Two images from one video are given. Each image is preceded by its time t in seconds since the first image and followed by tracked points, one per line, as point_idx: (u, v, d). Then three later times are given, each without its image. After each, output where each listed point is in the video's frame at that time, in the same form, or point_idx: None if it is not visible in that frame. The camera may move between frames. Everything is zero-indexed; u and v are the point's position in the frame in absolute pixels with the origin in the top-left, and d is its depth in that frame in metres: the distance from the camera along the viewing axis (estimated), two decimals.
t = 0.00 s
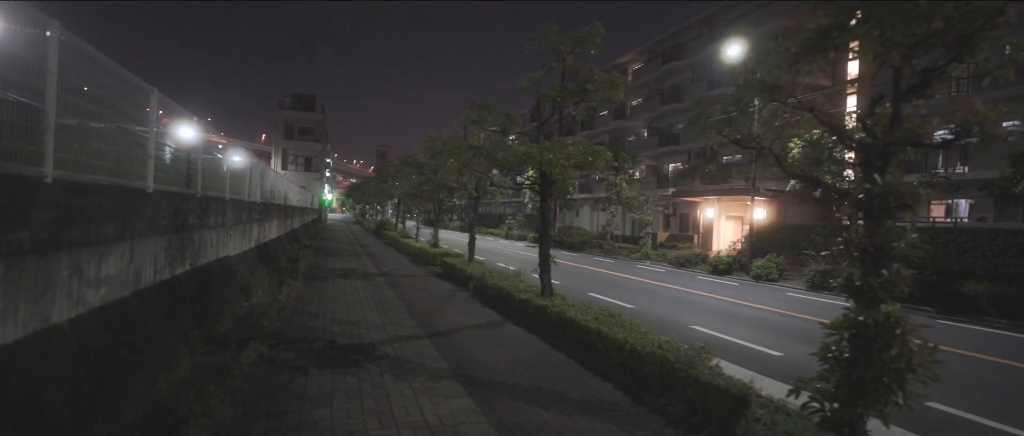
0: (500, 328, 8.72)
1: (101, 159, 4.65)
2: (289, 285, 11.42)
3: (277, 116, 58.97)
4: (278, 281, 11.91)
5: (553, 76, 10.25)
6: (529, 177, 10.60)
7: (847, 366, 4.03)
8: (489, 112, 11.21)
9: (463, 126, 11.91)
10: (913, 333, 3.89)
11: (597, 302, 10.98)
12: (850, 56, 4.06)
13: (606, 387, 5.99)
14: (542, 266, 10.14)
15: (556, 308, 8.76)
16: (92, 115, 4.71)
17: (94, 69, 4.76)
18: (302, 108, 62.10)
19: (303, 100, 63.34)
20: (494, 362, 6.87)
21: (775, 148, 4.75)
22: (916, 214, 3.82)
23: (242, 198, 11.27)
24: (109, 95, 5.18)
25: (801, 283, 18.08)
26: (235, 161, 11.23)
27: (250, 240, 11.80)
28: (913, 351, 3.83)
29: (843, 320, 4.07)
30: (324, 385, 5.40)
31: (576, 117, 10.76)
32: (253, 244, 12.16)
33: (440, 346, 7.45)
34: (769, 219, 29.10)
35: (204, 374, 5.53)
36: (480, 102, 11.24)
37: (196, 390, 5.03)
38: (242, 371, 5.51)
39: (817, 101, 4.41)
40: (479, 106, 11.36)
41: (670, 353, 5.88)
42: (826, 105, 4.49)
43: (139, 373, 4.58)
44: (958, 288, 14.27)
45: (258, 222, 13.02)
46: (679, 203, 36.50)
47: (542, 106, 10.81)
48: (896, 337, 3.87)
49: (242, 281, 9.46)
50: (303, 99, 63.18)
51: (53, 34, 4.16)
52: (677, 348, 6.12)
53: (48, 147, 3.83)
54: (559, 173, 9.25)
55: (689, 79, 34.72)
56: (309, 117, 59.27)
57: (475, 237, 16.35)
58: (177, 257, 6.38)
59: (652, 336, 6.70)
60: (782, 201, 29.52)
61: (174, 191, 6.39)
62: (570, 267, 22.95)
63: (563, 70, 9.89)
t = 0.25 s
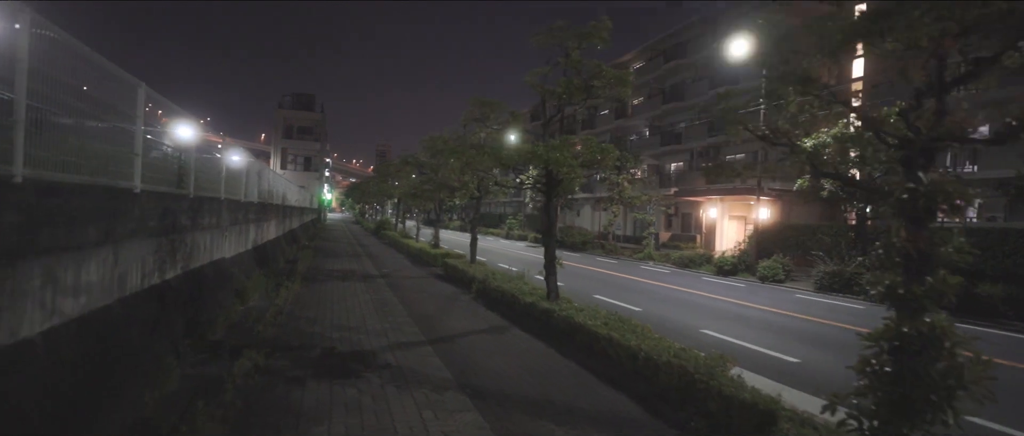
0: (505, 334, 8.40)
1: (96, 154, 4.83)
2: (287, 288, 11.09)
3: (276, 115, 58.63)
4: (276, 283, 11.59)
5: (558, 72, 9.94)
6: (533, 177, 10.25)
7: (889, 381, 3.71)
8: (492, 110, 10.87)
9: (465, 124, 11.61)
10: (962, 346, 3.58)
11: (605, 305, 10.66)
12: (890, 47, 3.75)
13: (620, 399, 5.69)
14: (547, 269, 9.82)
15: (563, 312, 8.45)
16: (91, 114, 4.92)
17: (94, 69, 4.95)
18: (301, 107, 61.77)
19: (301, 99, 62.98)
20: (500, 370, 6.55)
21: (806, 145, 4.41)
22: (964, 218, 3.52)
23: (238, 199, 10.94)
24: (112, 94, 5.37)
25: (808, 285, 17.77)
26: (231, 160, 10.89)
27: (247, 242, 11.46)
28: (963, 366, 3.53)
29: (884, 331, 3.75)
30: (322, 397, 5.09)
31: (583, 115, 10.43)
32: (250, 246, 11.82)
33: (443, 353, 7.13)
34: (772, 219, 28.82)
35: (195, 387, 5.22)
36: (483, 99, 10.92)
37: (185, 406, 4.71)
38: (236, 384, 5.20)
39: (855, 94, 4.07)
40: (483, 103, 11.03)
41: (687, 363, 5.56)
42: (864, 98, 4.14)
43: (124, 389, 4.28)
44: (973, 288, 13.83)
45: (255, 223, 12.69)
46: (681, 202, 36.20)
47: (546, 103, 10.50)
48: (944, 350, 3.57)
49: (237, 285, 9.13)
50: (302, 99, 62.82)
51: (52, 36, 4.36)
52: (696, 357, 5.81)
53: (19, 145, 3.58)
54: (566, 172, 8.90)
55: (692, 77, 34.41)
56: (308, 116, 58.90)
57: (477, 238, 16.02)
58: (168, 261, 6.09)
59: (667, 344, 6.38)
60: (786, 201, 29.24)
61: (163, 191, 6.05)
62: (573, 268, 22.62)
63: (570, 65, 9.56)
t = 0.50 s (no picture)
0: (512, 338, 8.05)
1: (99, 157, 4.72)
2: (285, 290, 10.75)
3: (275, 115, 58.25)
4: (273, 285, 11.24)
5: (567, 66, 9.58)
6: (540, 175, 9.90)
7: (944, 397, 3.38)
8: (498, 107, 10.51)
9: (470, 121, 11.24)
10: None
11: (614, 308, 10.31)
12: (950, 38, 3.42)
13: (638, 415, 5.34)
14: (555, 271, 9.49)
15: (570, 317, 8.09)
16: (87, 112, 4.72)
17: (84, 63, 4.72)
18: (300, 107, 61.43)
19: (301, 99, 62.63)
20: (509, 379, 6.21)
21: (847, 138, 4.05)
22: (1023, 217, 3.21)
23: (235, 198, 10.57)
24: (113, 94, 5.26)
25: (817, 286, 17.45)
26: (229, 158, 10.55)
27: (245, 242, 11.11)
28: None
29: (937, 343, 3.44)
30: (321, 410, 4.77)
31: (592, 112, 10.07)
32: (247, 247, 11.46)
33: (449, 359, 6.80)
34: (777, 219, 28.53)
35: (185, 398, 4.88)
36: (489, 96, 10.57)
37: (175, 420, 4.37)
38: (229, 397, 4.87)
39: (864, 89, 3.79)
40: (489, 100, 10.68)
41: (710, 372, 5.23)
42: (909, 87, 3.80)
43: (110, 403, 3.95)
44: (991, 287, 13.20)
45: (253, 223, 12.34)
46: (684, 202, 35.88)
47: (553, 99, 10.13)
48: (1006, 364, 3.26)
49: (233, 287, 8.78)
50: (301, 98, 62.47)
51: (46, 32, 4.26)
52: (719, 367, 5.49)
53: None
54: (576, 171, 8.53)
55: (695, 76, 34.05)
56: (307, 116, 58.57)
57: (480, 238, 15.69)
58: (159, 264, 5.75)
59: (686, 351, 6.04)
60: (790, 201, 28.94)
61: (154, 190, 5.69)
62: (577, 268, 22.31)
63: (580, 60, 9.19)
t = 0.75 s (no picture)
0: (520, 343, 7.74)
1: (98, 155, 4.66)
2: (285, 292, 10.43)
3: (274, 114, 57.90)
4: (272, 287, 10.92)
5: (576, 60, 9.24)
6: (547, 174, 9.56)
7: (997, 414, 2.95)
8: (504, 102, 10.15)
9: (474, 118, 10.92)
10: None
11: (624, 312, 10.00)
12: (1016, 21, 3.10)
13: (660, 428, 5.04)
14: (563, 273, 9.17)
15: (581, 321, 7.77)
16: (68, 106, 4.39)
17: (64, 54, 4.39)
18: (300, 106, 61.09)
19: (300, 98, 62.31)
20: (519, 388, 5.91)
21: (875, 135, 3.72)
22: None
23: (233, 197, 10.24)
24: (99, 86, 4.93)
25: (826, 287, 17.15)
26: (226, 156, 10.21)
27: (243, 243, 10.78)
28: None
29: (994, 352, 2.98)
30: (322, 424, 4.45)
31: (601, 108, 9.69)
32: (245, 248, 11.14)
33: (455, 367, 6.49)
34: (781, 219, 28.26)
35: (176, 411, 4.56)
36: (494, 91, 10.21)
37: None
38: (223, 410, 4.55)
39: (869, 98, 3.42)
40: (494, 95, 10.31)
41: (736, 383, 4.91)
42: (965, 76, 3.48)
43: (91, 421, 3.63)
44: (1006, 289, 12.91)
45: (252, 223, 12.02)
46: (686, 202, 35.60)
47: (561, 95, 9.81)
48: None
49: (230, 290, 8.47)
50: (300, 98, 62.14)
51: (50, 30, 4.25)
52: (744, 376, 5.17)
53: None
54: (586, 169, 8.19)
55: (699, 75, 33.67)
56: (307, 115, 58.27)
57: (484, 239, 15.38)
58: (150, 268, 5.43)
59: (707, 358, 5.73)
60: (795, 201, 28.65)
61: (145, 188, 5.38)
62: (581, 268, 22.03)
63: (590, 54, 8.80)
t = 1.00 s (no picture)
0: (527, 349, 7.42)
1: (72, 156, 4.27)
2: (282, 295, 10.12)
3: (273, 114, 57.58)
4: (269, 290, 10.60)
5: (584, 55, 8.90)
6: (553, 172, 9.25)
7: None
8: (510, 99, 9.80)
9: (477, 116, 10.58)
10: None
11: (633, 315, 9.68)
12: None
13: None
14: (570, 275, 8.85)
15: (591, 326, 7.46)
16: (43, 100, 4.03)
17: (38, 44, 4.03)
18: (299, 106, 60.78)
19: (299, 98, 62.00)
20: (528, 398, 5.60)
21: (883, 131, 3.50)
22: None
23: (229, 197, 9.91)
24: (82, 77, 4.57)
25: (834, 288, 16.86)
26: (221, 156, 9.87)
27: (239, 244, 10.46)
28: None
29: None
30: None
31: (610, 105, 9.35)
32: (242, 249, 10.81)
33: (459, 375, 6.17)
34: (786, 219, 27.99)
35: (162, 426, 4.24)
36: (499, 88, 9.87)
37: None
38: (212, 425, 4.24)
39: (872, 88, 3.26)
40: (499, 92, 9.96)
41: (762, 395, 4.60)
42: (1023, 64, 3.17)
43: None
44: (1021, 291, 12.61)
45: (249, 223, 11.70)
46: (689, 202, 35.31)
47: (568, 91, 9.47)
48: None
49: (224, 293, 8.16)
50: (300, 97, 61.83)
51: (28, 21, 3.93)
52: (768, 386, 4.86)
53: None
54: (596, 168, 7.86)
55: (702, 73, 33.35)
56: (307, 115, 57.99)
57: (486, 239, 15.07)
58: (137, 272, 5.11)
59: (727, 367, 5.42)
60: (800, 201, 28.36)
61: (133, 188, 5.07)
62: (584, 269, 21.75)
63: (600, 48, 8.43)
